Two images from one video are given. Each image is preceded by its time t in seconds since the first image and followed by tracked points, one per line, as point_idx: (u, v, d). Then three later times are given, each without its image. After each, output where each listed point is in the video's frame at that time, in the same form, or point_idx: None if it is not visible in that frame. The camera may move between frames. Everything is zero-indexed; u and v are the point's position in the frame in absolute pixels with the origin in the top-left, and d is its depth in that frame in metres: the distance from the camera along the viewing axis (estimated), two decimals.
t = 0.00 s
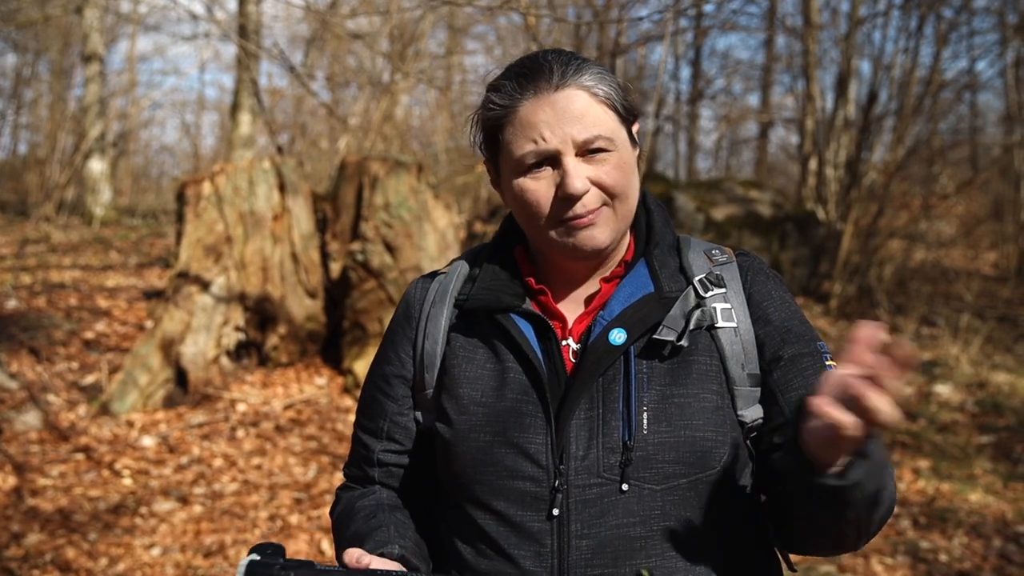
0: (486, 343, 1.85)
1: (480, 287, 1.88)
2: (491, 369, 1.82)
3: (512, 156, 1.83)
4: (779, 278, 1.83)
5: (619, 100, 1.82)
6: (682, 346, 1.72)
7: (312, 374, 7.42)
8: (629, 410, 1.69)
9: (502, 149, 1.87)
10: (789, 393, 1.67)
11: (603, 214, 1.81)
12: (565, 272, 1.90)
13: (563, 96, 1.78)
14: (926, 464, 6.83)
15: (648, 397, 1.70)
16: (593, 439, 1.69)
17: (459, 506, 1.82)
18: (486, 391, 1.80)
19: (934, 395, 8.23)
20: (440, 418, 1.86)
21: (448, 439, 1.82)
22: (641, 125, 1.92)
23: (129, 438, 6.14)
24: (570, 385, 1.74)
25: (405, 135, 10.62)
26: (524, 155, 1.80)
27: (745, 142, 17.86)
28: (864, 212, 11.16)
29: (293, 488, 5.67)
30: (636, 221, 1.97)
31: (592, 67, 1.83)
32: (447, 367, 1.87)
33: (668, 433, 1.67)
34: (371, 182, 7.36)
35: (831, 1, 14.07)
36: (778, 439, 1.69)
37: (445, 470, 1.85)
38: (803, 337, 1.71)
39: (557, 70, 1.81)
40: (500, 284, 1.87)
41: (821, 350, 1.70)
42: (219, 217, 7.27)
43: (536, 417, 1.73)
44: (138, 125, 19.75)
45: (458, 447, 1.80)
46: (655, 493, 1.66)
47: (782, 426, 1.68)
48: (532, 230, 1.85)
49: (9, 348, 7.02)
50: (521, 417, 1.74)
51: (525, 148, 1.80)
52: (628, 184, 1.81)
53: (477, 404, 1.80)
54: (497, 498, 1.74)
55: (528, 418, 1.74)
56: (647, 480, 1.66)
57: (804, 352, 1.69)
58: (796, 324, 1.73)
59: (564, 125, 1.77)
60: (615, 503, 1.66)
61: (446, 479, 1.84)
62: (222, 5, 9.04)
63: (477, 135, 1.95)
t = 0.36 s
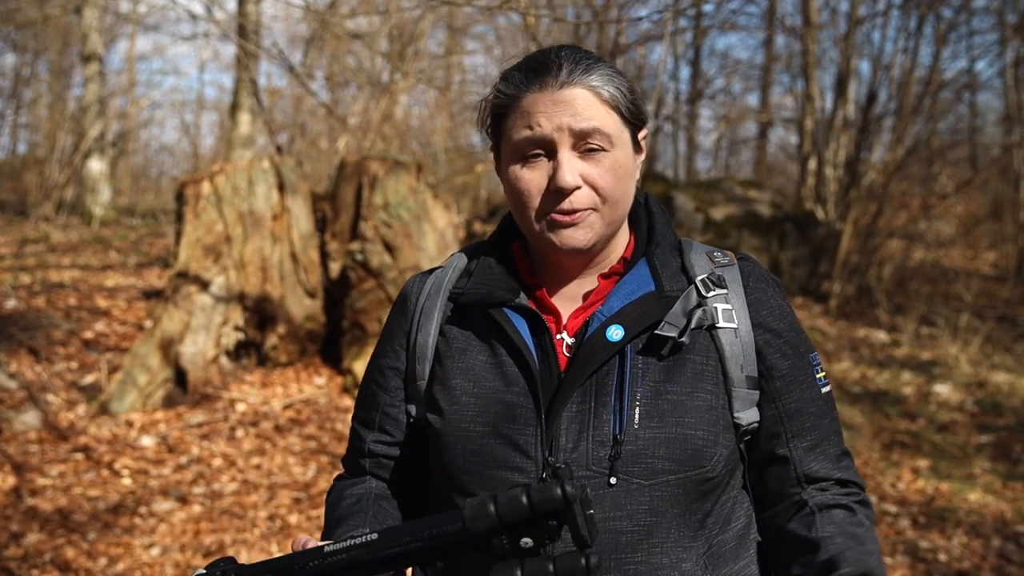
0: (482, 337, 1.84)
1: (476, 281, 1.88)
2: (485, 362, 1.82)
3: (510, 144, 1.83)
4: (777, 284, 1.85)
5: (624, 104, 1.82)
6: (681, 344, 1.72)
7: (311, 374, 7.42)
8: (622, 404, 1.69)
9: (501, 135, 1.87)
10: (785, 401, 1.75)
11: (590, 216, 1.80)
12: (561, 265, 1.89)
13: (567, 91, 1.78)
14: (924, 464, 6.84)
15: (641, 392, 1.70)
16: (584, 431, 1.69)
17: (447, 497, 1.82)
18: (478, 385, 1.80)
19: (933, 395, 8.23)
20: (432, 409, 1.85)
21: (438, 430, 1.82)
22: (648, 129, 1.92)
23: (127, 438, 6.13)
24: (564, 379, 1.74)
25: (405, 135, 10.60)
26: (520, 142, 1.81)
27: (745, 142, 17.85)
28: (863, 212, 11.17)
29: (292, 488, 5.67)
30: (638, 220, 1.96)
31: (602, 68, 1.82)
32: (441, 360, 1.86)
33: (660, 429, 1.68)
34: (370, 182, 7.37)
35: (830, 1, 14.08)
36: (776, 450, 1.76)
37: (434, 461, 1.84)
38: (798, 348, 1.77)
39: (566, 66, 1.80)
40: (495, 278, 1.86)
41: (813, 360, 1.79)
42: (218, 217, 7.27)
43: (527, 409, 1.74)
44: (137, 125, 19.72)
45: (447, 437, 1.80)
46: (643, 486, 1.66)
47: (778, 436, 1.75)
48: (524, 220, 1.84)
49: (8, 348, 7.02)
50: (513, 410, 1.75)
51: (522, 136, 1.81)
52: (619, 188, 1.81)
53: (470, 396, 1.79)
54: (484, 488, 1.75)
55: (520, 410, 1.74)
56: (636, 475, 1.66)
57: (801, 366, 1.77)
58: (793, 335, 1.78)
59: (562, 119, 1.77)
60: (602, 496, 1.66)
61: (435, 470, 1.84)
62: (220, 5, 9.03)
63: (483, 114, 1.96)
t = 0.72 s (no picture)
0: (468, 336, 1.83)
1: (464, 279, 1.87)
2: (470, 363, 1.81)
3: (507, 133, 1.83)
4: (762, 294, 1.86)
5: (624, 101, 1.82)
6: (665, 353, 1.73)
7: (310, 374, 7.41)
8: (606, 412, 1.69)
9: (500, 125, 1.87)
10: (762, 410, 1.76)
11: (585, 209, 1.80)
12: (552, 265, 1.90)
13: (569, 84, 1.79)
14: (923, 464, 6.85)
15: (625, 400, 1.70)
16: (568, 439, 1.69)
17: (427, 497, 1.82)
18: (464, 387, 1.78)
19: (931, 395, 8.23)
20: (414, 406, 1.83)
21: (421, 429, 1.80)
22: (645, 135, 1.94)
23: (126, 438, 6.13)
24: (549, 384, 1.73)
25: (404, 135, 10.60)
26: (517, 132, 1.81)
27: (744, 142, 17.87)
28: (862, 212, 11.21)
29: (290, 488, 5.66)
30: (625, 225, 1.97)
31: (606, 66, 1.83)
32: (425, 357, 1.85)
33: (642, 439, 1.68)
34: (369, 183, 7.38)
35: (829, 2, 14.10)
36: (750, 458, 1.77)
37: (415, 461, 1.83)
38: (780, 359, 1.78)
39: (571, 60, 1.81)
40: (483, 276, 1.86)
41: (795, 372, 1.79)
42: (217, 218, 7.28)
43: (512, 414, 1.73)
44: (136, 125, 19.73)
45: (431, 438, 1.78)
46: (626, 495, 1.67)
47: (753, 445, 1.77)
48: (516, 214, 1.84)
49: (7, 348, 7.02)
50: (497, 413, 1.74)
51: (520, 126, 1.81)
52: (614, 187, 1.81)
53: (455, 397, 1.78)
54: (466, 493, 1.74)
55: (504, 416, 1.74)
56: (618, 484, 1.67)
57: (781, 375, 1.77)
58: (776, 345, 1.79)
59: (562, 110, 1.78)
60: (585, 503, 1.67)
61: (416, 470, 1.83)
62: (219, 5, 9.04)
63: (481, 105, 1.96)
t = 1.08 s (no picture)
0: (449, 337, 1.83)
1: (443, 281, 1.87)
2: (452, 365, 1.80)
3: (496, 134, 1.82)
4: (741, 289, 1.85)
5: (617, 112, 1.82)
6: (645, 351, 1.72)
7: (309, 374, 7.41)
8: (586, 410, 1.69)
9: (487, 125, 1.86)
10: (743, 405, 1.76)
11: (570, 213, 1.80)
12: (533, 266, 1.89)
13: (565, 91, 1.78)
14: (922, 464, 6.85)
15: (605, 398, 1.70)
16: (549, 438, 1.69)
17: (410, 495, 1.82)
18: (445, 386, 1.78)
19: (931, 395, 8.23)
20: (397, 408, 1.83)
21: (404, 430, 1.80)
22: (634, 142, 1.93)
23: (125, 438, 6.13)
24: (529, 385, 1.73)
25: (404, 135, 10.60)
26: (508, 134, 1.80)
27: (743, 142, 17.88)
28: (862, 212, 11.23)
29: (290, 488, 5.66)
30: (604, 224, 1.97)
31: (602, 76, 1.83)
32: (407, 359, 1.85)
33: (623, 436, 1.68)
34: (368, 182, 7.39)
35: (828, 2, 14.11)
36: (732, 452, 1.77)
37: (399, 460, 1.83)
38: (758, 355, 1.78)
39: (567, 66, 1.80)
40: (462, 278, 1.86)
41: (774, 365, 1.80)
42: (216, 217, 7.28)
43: (493, 413, 1.73)
44: (135, 125, 19.72)
45: (413, 440, 1.78)
46: (608, 492, 1.68)
47: (735, 439, 1.77)
48: (501, 217, 1.84)
49: (6, 348, 7.02)
50: (478, 412, 1.74)
51: (511, 128, 1.80)
52: (600, 196, 1.82)
53: (437, 398, 1.77)
54: (450, 492, 1.75)
55: (486, 414, 1.73)
56: (600, 481, 1.67)
57: (760, 370, 1.77)
58: (754, 341, 1.79)
59: (556, 118, 1.77)
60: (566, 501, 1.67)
61: (399, 467, 1.83)
62: (218, 5, 9.04)
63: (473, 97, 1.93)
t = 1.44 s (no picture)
0: (449, 335, 1.83)
1: (443, 279, 1.86)
2: (451, 362, 1.80)
3: (501, 136, 1.82)
4: (737, 289, 1.86)
5: (620, 120, 1.83)
6: (642, 347, 1.73)
7: (308, 374, 7.41)
8: (584, 405, 1.70)
9: (494, 126, 1.85)
10: (740, 402, 1.76)
11: (568, 220, 1.81)
12: (535, 269, 1.88)
13: (570, 97, 1.78)
14: (921, 464, 6.85)
15: (603, 394, 1.71)
16: (547, 432, 1.70)
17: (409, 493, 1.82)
18: (444, 383, 1.78)
19: (930, 395, 8.24)
20: (397, 405, 1.83)
21: (403, 426, 1.80)
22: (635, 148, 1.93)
23: (124, 438, 6.13)
24: (528, 380, 1.73)
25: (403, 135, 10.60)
26: (511, 137, 1.80)
27: (742, 142, 17.89)
28: (859, 212, 11.25)
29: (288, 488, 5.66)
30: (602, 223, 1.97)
31: (608, 84, 1.83)
32: (407, 357, 1.85)
33: (620, 431, 1.69)
34: (367, 182, 7.39)
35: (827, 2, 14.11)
36: (730, 450, 1.77)
37: (399, 456, 1.83)
38: (755, 352, 1.78)
39: (573, 71, 1.80)
40: (461, 276, 1.85)
41: (771, 364, 1.80)
42: (214, 217, 7.28)
43: (491, 409, 1.74)
44: (133, 125, 19.71)
45: (412, 436, 1.78)
46: (605, 487, 1.68)
47: (733, 436, 1.77)
48: (502, 219, 1.84)
49: (4, 348, 7.02)
50: (477, 408, 1.74)
51: (515, 132, 1.79)
52: (601, 204, 1.82)
53: (437, 394, 1.78)
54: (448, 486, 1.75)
55: (485, 410, 1.74)
56: (598, 476, 1.68)
57: (757, 368, 1.78)
58: (751, 339, 1.79)
59: (560, 124, 1.77)
60: (564, 495, 1.68)
61: (399, 464, 1.83)
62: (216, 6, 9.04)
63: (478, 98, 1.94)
